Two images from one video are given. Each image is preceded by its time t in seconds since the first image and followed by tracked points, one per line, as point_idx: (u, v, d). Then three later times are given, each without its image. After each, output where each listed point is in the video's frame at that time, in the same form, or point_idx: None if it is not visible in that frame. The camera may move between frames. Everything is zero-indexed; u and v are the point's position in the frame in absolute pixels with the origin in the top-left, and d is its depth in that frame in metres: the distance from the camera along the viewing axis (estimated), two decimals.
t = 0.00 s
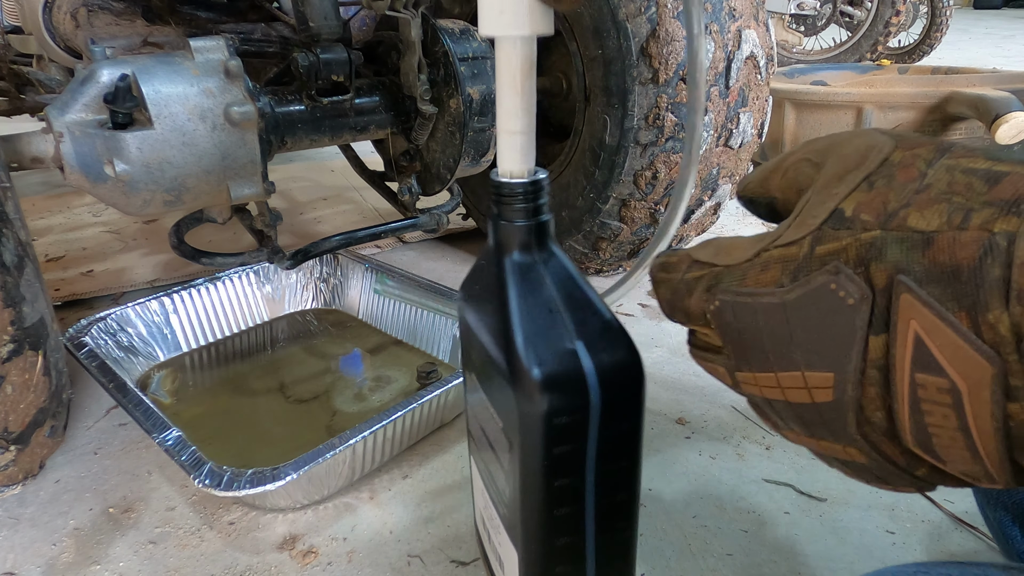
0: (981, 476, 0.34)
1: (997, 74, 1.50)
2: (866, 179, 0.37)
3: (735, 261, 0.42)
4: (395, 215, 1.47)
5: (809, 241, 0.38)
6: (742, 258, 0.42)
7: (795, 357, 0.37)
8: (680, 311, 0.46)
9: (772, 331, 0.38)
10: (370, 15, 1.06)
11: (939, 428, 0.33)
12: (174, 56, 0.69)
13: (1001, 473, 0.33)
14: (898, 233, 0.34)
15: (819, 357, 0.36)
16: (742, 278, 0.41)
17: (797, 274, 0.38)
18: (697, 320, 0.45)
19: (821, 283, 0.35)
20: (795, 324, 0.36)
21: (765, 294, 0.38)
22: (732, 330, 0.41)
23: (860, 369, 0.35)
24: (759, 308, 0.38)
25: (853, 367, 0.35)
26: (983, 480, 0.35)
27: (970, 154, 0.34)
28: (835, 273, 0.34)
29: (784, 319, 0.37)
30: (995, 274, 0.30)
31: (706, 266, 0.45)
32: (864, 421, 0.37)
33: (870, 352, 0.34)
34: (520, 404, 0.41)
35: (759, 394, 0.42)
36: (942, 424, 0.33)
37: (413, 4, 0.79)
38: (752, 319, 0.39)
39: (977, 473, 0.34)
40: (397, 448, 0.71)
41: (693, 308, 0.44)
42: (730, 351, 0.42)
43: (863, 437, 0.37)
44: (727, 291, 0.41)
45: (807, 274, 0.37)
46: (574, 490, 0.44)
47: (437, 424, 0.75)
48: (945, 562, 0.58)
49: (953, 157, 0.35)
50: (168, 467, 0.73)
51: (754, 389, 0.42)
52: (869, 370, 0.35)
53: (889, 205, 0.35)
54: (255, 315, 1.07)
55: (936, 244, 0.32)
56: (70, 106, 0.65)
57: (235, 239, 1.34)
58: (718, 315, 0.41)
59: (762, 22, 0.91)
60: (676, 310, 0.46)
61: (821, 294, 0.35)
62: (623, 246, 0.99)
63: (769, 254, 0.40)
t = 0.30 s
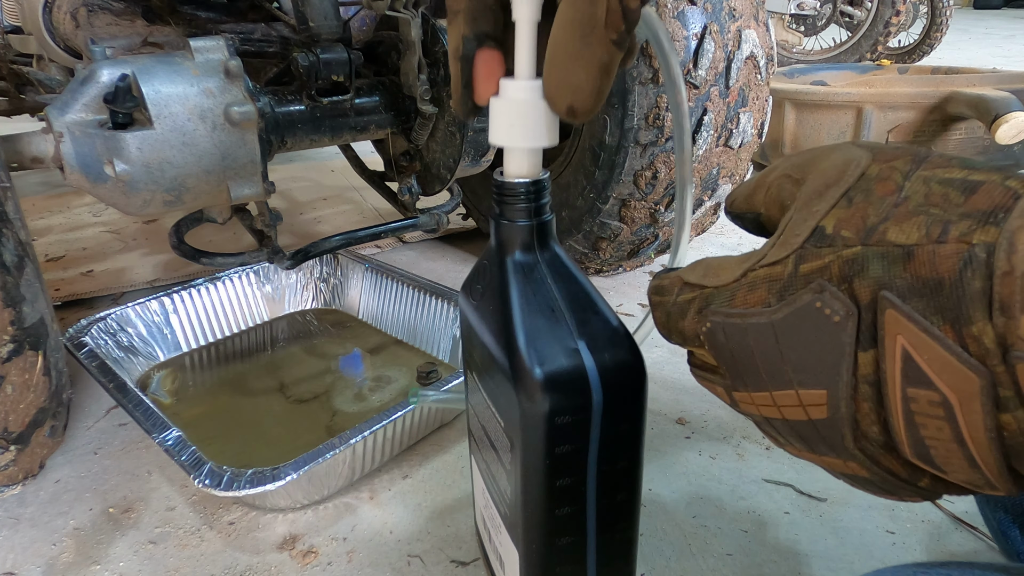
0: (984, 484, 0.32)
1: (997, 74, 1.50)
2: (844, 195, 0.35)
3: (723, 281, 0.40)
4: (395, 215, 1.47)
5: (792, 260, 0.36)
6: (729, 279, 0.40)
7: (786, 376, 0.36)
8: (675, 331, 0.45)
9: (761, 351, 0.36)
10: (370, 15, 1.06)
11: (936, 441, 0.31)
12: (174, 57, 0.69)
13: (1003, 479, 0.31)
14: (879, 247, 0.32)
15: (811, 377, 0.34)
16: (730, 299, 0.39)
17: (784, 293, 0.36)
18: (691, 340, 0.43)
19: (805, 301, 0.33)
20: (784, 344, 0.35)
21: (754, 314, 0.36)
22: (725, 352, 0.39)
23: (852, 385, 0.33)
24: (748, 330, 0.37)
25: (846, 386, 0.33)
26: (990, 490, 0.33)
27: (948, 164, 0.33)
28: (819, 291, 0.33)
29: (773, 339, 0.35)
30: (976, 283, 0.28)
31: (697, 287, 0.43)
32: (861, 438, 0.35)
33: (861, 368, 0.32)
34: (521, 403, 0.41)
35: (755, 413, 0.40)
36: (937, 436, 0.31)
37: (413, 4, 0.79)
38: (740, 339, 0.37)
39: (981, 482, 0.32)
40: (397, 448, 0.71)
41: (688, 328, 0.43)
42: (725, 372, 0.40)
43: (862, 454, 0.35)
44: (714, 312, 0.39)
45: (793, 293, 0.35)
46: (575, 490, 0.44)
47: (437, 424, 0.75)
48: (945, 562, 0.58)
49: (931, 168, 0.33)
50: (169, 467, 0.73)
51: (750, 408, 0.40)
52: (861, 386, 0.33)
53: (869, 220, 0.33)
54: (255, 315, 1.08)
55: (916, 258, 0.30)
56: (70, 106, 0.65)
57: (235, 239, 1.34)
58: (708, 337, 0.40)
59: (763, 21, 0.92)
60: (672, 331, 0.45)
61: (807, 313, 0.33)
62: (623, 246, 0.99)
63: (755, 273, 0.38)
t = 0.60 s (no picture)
0: (994, 502, 0.29)
1: (997, 74, 1.50)
2: (836, 201, 0.32)
3: (705, 298, 0.37)
4: (395, 215, 1.47)
5: (789, 267, 0.32)
6: (716, 293, 0.36)
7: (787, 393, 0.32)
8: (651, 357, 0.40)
9: (755, 367, 0.33)
10: (370, 16, 1.06)
11: (949, 454, 0.28)
12: (174, 57, 0.69)
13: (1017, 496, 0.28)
14: (883, 249, 0.29)
15: (813, 392, 0.31)
16: (718, 314, 0.35)
17: (781, 302, 0.32)
18: (669, 363, 0.39)
19: (806, 307, 0.30)
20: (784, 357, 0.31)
21: (749, 326, 0.33)
22: (715, 372, 0.35)
23: (861, 398, 0.30)
24: (742, 344, 0.33)
25: (854, 400, 0.30)
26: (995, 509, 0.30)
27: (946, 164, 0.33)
28: (823, 297, 0.30)
29: (771, 352, 0.32)
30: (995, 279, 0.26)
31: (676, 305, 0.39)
32: (868, 461, 0.32)
33: (870, 380, 0.29)
34: (521, 403, 0.41)
35: (743, 440, 0.36)
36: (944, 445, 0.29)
37: (413, 4, 0.79)
38: (733, 356, 0.34)
39: (993, 502, 0.30)
40: (397, 448, 0.71)
41: (667, 349, 0.39)
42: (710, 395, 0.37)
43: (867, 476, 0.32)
44: (700, 329, 0.36)
45: (792, 301, 0.31)
46: (575, 490, 0.44)
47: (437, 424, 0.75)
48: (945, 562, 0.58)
49: (923, 171, 0.31)
50: (169, 467, 0.73)
51: (738, 435, 0.36)
52: (871, 402, 0.30)
53: (867, 222, 0.30)
54: (255, 315, 1.08)
55: (924, 257, 0.28)
56: (70, 106, 0.65)
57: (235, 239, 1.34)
58: (694, 356, 0.36)
59: (763, 21, 0.92)
60: (648, 355, 0.40)
61: (811, 318, 0.30)
62: (623, 246, 1.00)
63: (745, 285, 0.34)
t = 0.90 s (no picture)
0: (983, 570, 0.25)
1: (996, 74, 1.50)
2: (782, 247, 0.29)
3: (659, 350, 0.31)
4: (395, 215, 1.47)
5: (746, 303, 0.28)
6: (669, 345, 0.31)
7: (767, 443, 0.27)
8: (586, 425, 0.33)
9: (729, 413, 0.27)
10: (370, 15, 1.06)
11: (931, 500, 0.24)
12: (173, 56, 0.69)
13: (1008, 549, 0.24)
14: (836, 278, 0.25)
15: (799, 434, 0.26)
16: (673, 364, 0.30)
17: (747, 339, 0.27)
18: (615, 431, 0.32)
19: (776, 342, 0.26)
20: (763, 389, 0.26)
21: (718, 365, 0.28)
22: (684, 427, 0.29)
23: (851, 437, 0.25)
24: (712, 387, 0.28)
25: (847, 434, 0.25)
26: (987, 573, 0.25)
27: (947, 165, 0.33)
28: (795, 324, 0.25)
29: (743, 395, 0.27)
30: (957, 294, 0.22)
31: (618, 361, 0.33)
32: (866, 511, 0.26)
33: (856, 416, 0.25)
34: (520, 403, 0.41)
35: (718, 513, 0.30)
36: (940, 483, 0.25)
37: (413, 4, 0.79)
38: (700, 404, 0.28)
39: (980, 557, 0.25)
40: (397, 448, 0.71)
41: (613, 416, 0.32)
42: (675, 464, 0.30)
43: (866, 534, 0.26)
44: (659, 379, 0.30)
45: (761, 333, 0.27)
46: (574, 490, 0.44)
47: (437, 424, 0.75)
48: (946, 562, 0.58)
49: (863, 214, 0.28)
50: (169, 467, 0.73)
51: (710, 508, 0.30)
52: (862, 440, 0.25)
53: (819, 253, 0.26)
54: (255, 315, 1.07)
55: (884, 284, 0.24)
56: (70, 106, 0.65)
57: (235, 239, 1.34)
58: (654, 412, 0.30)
59: (763, 21, 0.92)
60: (580, 423, 0.33)
61: (784, 351, 0.25)
62: (623, 246, 1.00)
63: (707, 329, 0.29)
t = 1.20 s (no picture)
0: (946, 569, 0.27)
1: (996, 75, 1.50)
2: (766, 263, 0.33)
3: (647, 352, 0.35)
4: (395, 215, 1.47)
5: (728, 309, 0.32)
6: (657, 347, 0.35)
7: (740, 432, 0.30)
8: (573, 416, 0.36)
9: (707, 407, 0.30)
10: (370, 16, 1.06)
11: (898, 497, 0.27)
12: (173, 56, 0.69)
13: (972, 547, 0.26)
14: (812, 287, 0.29)
15: (770, 425, 0.29)
16: (662, 359, 0.33)
17: (727, 337, 0.31)
18: (600, 423, 0.35)
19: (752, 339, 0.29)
20: (740, 386, 0.29)
21: (698, 362, 0.31)
22: (663, 419, 0.32)
23: (820, 428, 0.28)
24: (691, 382, 0.31)
25: (815, 428, 0.28)
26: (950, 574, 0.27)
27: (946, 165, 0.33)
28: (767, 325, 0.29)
29: (719, 390, 0.30)
30: (923, 305, 0.26)
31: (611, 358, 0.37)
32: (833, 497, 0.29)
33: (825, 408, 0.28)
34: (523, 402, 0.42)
35: (695, 505, 0.33)
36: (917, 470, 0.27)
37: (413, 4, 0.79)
38: (680, 396, 0.31)
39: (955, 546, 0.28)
40: (397, 448, 0.71)
41: (600, 409, 0.35)
42: (655, 457, 0.33)
43: (834, 526, 0.29)
44: (644, 377, 0.33)
45: (739, 335, 0.30)
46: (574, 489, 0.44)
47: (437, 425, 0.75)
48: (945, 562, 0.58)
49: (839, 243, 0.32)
50: (168, 467, 0.73)
51: (687, 499, 0.33)
52: (830, 429, 0.28)
53: (796, 268, 0.31)
54: (255, 315, 1.07)
55: (853, 292, 0.28)
56: (70, 106, 0.65)
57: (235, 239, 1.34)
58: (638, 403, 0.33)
59: (764, 21, 0.92)
60: (568, 413, 0.36)
61: (757, 348, 0.29)
62: (624, 246, 1.00)
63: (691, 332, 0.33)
